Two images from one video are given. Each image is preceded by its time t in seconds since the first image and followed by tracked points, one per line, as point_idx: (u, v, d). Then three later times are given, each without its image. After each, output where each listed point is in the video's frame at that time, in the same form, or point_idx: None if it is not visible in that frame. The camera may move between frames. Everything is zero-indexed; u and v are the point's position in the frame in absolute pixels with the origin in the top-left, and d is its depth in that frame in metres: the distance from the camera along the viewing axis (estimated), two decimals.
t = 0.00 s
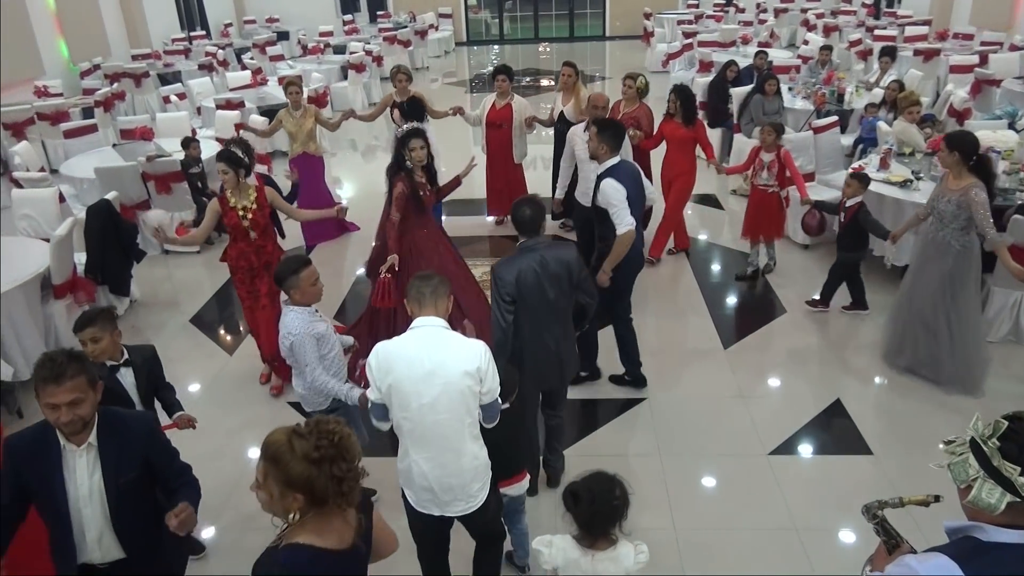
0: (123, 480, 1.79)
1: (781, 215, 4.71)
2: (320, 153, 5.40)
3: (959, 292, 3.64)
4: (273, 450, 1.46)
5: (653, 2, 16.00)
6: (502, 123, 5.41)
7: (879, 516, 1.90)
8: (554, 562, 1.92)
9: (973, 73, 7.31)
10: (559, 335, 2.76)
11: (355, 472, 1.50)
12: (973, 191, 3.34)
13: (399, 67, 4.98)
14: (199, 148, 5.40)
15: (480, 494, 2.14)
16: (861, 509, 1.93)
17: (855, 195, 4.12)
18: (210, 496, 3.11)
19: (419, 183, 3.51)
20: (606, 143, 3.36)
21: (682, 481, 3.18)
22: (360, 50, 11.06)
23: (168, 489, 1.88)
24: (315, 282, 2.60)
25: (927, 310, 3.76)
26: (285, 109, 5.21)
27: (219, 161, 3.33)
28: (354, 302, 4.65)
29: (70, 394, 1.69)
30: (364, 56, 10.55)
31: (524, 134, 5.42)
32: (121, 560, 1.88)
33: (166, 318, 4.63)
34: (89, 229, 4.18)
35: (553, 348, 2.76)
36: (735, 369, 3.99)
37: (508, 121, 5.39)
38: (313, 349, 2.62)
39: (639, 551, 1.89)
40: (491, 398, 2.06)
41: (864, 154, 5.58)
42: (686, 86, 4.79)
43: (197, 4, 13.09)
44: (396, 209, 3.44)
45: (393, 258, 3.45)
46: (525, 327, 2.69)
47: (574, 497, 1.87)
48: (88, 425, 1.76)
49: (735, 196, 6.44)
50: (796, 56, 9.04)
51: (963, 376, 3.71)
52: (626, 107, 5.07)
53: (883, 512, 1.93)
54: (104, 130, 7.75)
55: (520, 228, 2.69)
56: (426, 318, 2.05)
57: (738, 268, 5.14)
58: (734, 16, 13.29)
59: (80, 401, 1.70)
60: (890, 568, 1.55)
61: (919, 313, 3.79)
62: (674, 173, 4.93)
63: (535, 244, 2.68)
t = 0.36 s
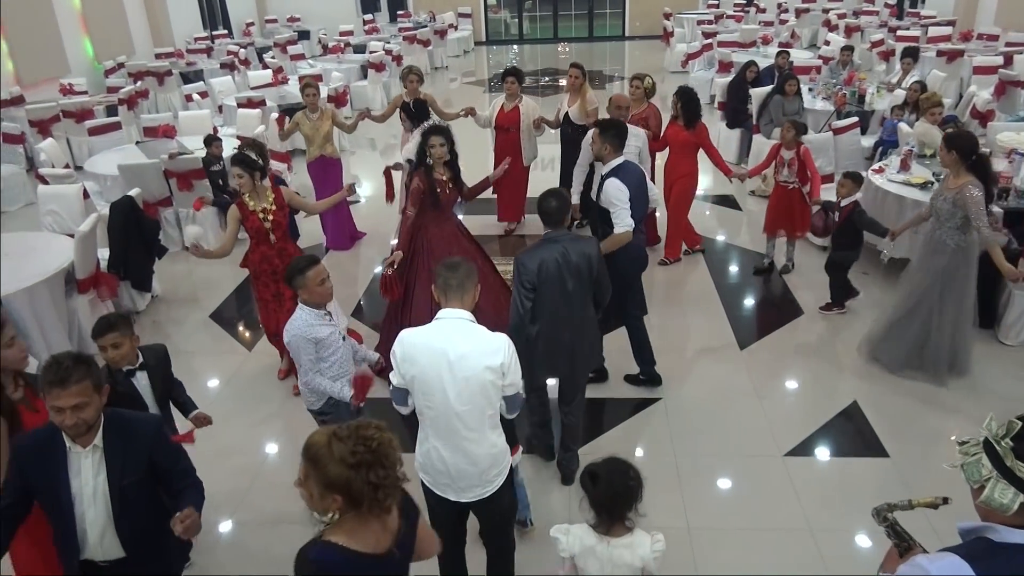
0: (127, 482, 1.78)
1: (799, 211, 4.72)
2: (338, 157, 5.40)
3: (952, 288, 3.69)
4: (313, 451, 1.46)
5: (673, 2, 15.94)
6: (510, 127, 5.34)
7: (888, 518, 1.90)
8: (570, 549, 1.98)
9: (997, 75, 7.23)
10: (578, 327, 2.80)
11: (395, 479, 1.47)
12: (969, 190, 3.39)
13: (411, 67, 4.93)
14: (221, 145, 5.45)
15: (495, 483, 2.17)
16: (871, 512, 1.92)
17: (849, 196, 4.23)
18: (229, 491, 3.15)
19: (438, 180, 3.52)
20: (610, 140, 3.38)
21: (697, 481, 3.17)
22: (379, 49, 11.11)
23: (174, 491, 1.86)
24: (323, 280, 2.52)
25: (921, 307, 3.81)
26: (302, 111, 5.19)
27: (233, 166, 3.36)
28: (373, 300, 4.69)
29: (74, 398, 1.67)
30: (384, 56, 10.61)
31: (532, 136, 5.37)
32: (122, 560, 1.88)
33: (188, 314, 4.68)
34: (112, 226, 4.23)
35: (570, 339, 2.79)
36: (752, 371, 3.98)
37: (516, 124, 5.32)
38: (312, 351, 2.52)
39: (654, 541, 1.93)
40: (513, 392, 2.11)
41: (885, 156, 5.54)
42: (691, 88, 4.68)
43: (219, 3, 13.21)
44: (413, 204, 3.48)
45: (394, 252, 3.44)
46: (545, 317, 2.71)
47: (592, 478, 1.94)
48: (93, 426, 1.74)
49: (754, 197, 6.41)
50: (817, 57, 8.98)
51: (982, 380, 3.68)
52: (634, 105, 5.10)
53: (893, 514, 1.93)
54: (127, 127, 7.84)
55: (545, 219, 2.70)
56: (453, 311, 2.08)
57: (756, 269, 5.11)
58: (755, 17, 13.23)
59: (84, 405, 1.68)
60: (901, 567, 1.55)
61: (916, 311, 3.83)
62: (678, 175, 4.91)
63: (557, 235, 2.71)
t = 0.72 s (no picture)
0: (125, 491, 1.77)
1: (790, 212, 4.75)
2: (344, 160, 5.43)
3: (942, 287, 3.68)
4: (375, 450, 1.49)
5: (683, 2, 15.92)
6: (510, 129, 5.35)
7: (903, 519, 1.96)
8: (592, 537, 2.02)
9: (1009, 75, 7.19)
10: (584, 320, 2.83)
11: (453, 483, 1.49)
12: (955, 190, 3.36)
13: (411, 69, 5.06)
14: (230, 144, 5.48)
15: (500, 482, 2.20)
16: (887, 512, 1.98)
17: (841, 190, 4.18)
18: (238, 488, 3.17)
19: (449, 185, 3.51)
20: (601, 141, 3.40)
21: (702, 482, 3.17)
22: (389, 49, 11.13)
23: (172, 499, 1.86)
24: (313, 289, 2.45)
25: (909, 306, 3.80)
26: (307, 114, 5.18)
27: (244, 168, 3.37)
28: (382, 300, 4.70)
29: (72, 402, 1.66)
30: (393, 56, 10.64)
31: (532, 139, 5.37)
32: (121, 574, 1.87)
33: (197, 312, 4.71)
34: (123, 224, 4.26)
35: (576, 332, 2.81)
36: (759, 371, 3.97)
37: (517, 126, 5.33)
38: (291, 359, 2.48)
39: (675, 526, 1.99)
40: (518, 395, 2.09)
41: (895, 156, 5.52)
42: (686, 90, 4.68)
43: (230, 2, 13.27)
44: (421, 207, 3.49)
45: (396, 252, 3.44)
46: (551, 309, 2.73)
47: (618, 464, 2.00)
48: (88, 435, 1.72)
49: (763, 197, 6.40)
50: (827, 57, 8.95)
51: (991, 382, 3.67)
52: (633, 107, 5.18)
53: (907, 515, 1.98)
54: (138, 126, 7.89)
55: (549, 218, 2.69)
56: (454, 316, 2.08)
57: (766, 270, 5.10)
58: (765, 17, 13.19)
59: (79, 411, 1.67)
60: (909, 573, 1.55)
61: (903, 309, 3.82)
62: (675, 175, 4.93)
63: (562, 231, 2.71)
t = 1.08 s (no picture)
0: (129, 489, 1.77)
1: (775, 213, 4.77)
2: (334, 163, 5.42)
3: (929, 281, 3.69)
4: (412, 459, 1.53)
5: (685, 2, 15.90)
6: (502, 129, 5.35)
7: (899, 516, 1.97)
8: (603, 529, 2.08)
9: (1012, 75, 7.17)
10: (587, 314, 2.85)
11: (486, 500, 1.54)
12: (945, 185, 3.46)
13: (403, 68, 5.04)
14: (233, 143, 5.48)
15: (509, 461, 2.37)
16: (882, 509, 1.99)
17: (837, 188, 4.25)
18: (240, 486, 3.18)
19: (450, 186, 3.47)
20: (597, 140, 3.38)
21: (704, 481, 3.18)
22: (391, 49, 11.14)
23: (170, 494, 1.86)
24: (304, 286, 2.46)
25: (901, 302, 3.81)
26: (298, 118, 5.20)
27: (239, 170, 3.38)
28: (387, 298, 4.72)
29: (72, 401, 1.63)
30: (396, 56, 10.64)
31: (523, 139, 5.37)
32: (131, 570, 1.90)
33: (200, 311, 4.72)
34: (126, 223, 4.26)
35: (587, 327, 2.86)
36: (760, 372, 3.97)
37: (508, 127, 5.33)
38: (290, 357, 2.48)
39: (683, 519, 2.05)
40: (532, 376, 2.26)
41: (898, 157, 5.51)
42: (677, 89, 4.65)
43: (232, 2, 13.28)
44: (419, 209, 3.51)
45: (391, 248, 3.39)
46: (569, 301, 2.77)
47: (641, 455, 2.06)
48: (87, 437, 1.70)
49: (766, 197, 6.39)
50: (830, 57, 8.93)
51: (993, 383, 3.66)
52: (630, 105, 5.21)
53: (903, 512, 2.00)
54: (142, 126, 7.90)
55: (570, 208, 2.69)
56: (477, 307, 2.22)
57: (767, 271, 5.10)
58: (768, 17, 13.17)
59: (80, 411, 1.65)
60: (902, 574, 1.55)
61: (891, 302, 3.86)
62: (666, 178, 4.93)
63: (580, 227, 2.73)
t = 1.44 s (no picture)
0: (132, 508, 1.74)
1: (752, 220, 4.76)
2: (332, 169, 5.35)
3: (909, 267, 3.80)
4: (436, 482, 1.62)
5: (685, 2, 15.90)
6: (492, 132, 5.33)
7: (896, 518, 2.00)
8: (585, 513, 2.09)
9: (1012, 75, 7.17)
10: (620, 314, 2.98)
11: (495, 549, 1.55)
12: (921, 181, 3.49)
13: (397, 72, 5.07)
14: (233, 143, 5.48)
15: (525, 455, 2.41)
16: (881, 512, 2.02)
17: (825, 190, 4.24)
18: (240, 487, 3.18)
19: (443, 192, 3.42)
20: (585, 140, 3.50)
21: (703, 481, 3.18)
22: (392, 49, 11.14)
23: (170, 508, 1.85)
24: (308, 292, 2.46)
25: (878, 297, 3.96)
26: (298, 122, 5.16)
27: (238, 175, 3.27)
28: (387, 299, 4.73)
29: (66, 428, 1.61)
30: (396, 56, 10.64)
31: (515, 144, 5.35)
32: None
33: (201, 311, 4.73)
34: (127, 224, 4.26)
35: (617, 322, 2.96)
36: (761, 373, 3.97)
37: (499, 130, 5.31)
38: (291, 365, 2.48)
39: (660, 493, 2.08)
40: (548, 371, 2.26)
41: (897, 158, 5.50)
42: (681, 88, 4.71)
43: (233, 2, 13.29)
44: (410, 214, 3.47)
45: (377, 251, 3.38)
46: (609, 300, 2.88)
47: (623, 440, 2.04)
48: (85, 461, 1.68)
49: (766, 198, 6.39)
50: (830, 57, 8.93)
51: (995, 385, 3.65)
52: (625, 105, 5.22)
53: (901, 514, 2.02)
54: (142, 126, 7.91)
55: (603, 211, 2.71)
56: (495, 310, 2.22)
57: (767, 271, 5.10)
58: (768, 17, 13.17)
59: (75, 437, 1.62)
60: None
61: (873, 291, 3.98)
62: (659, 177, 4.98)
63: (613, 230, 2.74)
